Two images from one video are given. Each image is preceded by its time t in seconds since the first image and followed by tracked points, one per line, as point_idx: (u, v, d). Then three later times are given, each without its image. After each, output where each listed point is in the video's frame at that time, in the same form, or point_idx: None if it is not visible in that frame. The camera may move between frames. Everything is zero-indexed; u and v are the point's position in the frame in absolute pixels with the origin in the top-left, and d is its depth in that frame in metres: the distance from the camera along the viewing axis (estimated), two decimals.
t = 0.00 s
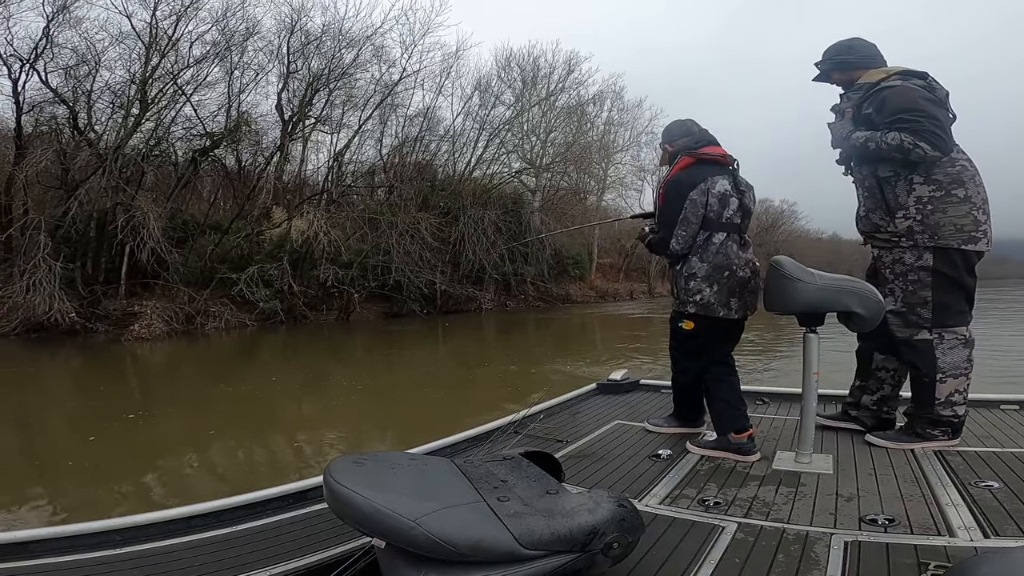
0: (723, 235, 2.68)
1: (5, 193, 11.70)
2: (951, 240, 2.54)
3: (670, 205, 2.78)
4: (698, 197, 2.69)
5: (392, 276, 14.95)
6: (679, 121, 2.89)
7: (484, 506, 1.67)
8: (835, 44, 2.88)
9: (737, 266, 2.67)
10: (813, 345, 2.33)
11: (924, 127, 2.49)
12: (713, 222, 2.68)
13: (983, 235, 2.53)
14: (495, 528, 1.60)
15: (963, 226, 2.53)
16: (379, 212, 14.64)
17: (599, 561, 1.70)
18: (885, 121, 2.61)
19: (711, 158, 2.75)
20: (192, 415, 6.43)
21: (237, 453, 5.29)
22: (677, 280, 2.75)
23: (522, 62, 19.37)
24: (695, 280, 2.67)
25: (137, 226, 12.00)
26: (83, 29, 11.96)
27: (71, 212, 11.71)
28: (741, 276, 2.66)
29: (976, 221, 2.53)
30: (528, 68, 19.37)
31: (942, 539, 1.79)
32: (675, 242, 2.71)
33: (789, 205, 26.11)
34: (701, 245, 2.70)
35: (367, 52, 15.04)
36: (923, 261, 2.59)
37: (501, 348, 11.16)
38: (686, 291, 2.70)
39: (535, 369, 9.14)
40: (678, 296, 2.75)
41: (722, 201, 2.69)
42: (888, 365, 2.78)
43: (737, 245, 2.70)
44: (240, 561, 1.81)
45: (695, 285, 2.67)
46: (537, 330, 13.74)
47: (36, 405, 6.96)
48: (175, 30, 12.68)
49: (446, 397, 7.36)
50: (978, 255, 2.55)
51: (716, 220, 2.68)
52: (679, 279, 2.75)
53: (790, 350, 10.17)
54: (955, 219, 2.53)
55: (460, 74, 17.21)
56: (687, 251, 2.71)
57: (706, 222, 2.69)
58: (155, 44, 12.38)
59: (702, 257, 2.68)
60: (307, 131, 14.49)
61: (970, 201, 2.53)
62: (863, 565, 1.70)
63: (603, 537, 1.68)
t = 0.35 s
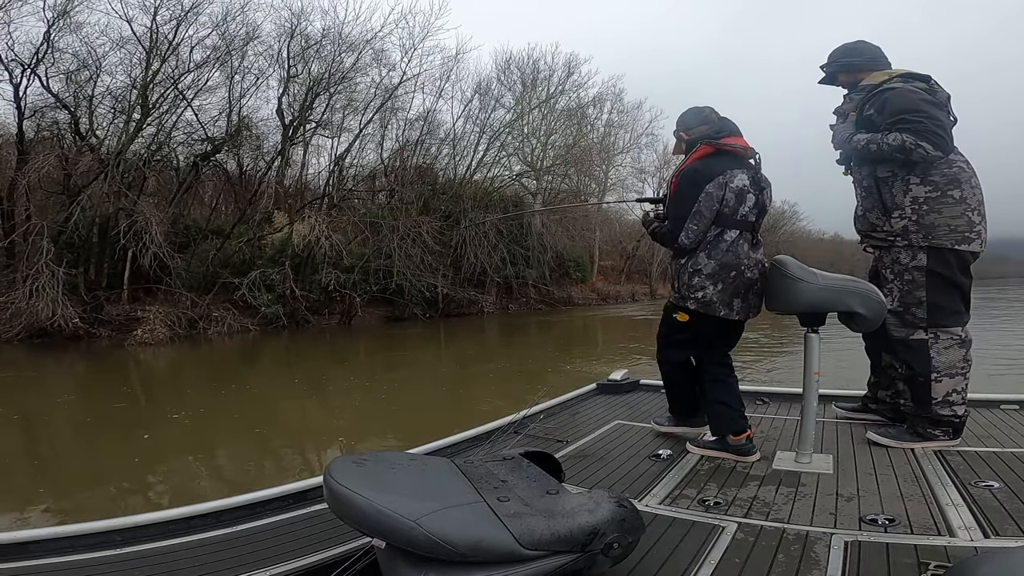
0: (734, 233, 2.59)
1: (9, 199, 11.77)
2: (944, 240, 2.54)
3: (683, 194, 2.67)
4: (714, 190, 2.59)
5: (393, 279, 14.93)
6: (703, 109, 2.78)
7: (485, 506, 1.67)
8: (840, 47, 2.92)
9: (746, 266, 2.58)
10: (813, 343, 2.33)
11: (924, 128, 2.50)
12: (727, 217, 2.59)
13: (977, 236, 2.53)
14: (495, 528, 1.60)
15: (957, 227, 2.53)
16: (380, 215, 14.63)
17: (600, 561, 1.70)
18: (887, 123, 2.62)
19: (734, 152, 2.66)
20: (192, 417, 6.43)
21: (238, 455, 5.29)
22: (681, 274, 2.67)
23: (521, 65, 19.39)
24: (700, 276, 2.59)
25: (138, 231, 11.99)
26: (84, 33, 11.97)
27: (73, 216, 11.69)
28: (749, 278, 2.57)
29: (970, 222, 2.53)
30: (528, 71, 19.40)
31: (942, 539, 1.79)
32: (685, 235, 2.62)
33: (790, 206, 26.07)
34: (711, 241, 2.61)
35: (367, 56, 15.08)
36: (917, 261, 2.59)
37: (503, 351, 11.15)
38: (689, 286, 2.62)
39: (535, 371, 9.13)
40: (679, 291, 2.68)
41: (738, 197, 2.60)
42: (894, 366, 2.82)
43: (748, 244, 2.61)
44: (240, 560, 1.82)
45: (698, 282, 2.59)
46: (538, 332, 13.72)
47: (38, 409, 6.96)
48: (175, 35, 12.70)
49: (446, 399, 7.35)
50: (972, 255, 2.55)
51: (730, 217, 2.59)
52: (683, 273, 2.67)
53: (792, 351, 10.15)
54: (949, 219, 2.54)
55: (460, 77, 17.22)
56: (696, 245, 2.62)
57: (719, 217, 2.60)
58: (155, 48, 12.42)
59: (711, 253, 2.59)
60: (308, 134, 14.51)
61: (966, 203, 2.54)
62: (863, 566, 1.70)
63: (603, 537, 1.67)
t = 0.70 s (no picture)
0: (743, 224, 2.53)
1: (8, 199, 11.77)
2: (901, 242, 2.65)
3: (691, 182, 2.58)
4: (725, 179, 2.51)
5: (393, 279, 14.94)
6: (714, 96, 2.68)
7: (484, 506, 1.67)
8: (833, 61, 3.01)
9: (752, 259, 2.53)
10: (815, 346, 2.34)
11: (884, 135, 2.59)
12: (735, 208, 2.53)
13: (935, 241, 2.62)
14: (495, 528, 1.60)
15: (914, 231, 2.63)
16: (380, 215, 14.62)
17: (600, 561, 1.70)
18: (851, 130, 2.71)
19: (746, 142, 2.57)
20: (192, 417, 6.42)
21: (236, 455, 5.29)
22: (684, 264, 2.59)
23: (521, 65, 19.39)
24: (706, 267, 2.51)
25: (138, 230, 11.96)
26: (84, 33, 11.97)
27: (72, 215, 11.68)
28: (754, 271, 2.52)
29: (928, 227, 2.63)
30: (527, 71, 19.41)
31: (942, 539, 1.79)
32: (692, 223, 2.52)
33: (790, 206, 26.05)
34: (719, 231, 2.53)
35: (367, 55, 15.07)
36: (880, 261, 2.69)
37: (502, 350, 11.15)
38: (693, 277, 2.54)
39: (535, 370, 9.14)
40: (682, 283, 2.60)
41: (748, 188, 2.53)
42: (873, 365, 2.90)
43: (755, 237, 2.56)
44: (240, 561, 1.81)
45: (704, 273, 2.52)
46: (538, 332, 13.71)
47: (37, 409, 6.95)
48: (175, 34, 12.69)
49: (446, 399, 7.36)
50: (929, 258, 2.63)
51: (739, 208, 2.53)
52: (687, 263, 2.58)
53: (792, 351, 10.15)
54: (906, 223, 2.65)
55: (460, 77, 17.21)
56: (703, 235, 2.53)
57: (727, 207, 2.53)
58: (155, 48, 12.41)
59: (717, 244, 2.52)
60: (308, 134, 14.48)
61: (923, 209, 2.64)
62: (863, 565, 1.70)
63: (603, 537, 1.67)
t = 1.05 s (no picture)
0: (743, 212, 2.27)
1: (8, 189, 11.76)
2: (861, 245, 2.91)
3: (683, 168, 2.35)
4: (718, 161, 2.26)
5: (392, 273, 14.94)
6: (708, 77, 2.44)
7: (484, 505, 1.67)
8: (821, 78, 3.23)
9: (759, 252, 2.26)
10: (814, 344, 2.35)
11: (852, 143, 2.77)
12: (734, 193, 2.27)
13: (894, 245, 2.87)
14: (495, 528, 1.60)
15: (875, 234, 2.89)
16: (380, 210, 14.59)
17: (599, 561, 1.70)
18: (825, 140, 2.87)
19: (741, 122, 2.32)
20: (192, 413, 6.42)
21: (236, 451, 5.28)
22: (685, 260, 2.35)
23: (523, 62, 19.39)
24: (706, 262, 2.26)
25: (138, 223, 11.94)
26: (85, 26, 11.96)
27: (72, 208, 11.67)
28: (761, 265, 2.26)
29: (889, 232, 2.87)
30: (529, 67, 19.40)
31: (942, 539, 1.79)
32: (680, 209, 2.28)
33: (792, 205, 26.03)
34: (717, 220, 2.29)
35: (369, 50, 15.05)
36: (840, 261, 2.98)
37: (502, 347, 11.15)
38: (695, 274, 2.29)
39: (535, 367, 9.15)
40: (684, 282, 2.34)
41: (747, 170, 2.27)
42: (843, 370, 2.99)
43: (759, 226, 2.30)
44: (238, 561, 1.81)
45: (705, 269, 2.26)
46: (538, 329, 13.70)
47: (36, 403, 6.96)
48: (177, 28, 12.68)
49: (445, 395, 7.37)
50: (888, 260, 2.88)
51: (738, 193, 2.27)
52: (688, 259, 2.34)
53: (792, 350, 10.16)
54: (869, 227, 2.90)
55: (462, 73, 17.19)
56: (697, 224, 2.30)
57: (723, 193, 2.28)
58: (157, 41, 12.38)
59: (717, 235, 2.28)
60: (309, 129, 14.52)
61: (886, 214, 2.88)
62: (863, 565, 1.70)
63: (602, 537, 1.67)
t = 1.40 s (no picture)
0: (740, 204, 2.25)
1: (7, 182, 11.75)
2: (865, 243, 2.91)
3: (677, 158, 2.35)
4: (711, 150, 2.26)
5: (392, 269, 14.95)
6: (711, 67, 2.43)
7: (484, 506, 1.67)
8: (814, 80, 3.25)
9: (759, 248, 2.23)
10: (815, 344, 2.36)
11: (852, 142, 2.77)
12: (729, 183, 2.25)
13: (898, 243, 2.87)
14: (494, 527, 1.60)
15: (879, 233, 2.88)
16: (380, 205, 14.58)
17: (599, 561, 1.70)
18: (825, 140, 2.89)
19: (739, 109, 2.30)
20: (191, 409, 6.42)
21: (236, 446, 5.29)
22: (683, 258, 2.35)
23: (524, 59, 19.40)
24: (703, 259, 2.26)
25: (138, 217, 11.93)
26: (87, 20, 11.95)
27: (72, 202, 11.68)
28: (761, 262, 2.22)
29: (892, 230, 2.87)
30: (530, 64, 19.41)
31: (942, 539, 1.79)
32: (671, 199, 2.26)
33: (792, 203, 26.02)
34: (714, 214, 2.28)
35: (370, 46, 15.05)
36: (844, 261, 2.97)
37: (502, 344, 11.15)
38: (692, 272, 2.28)
39: (534, 364, 9.15)
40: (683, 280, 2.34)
41: (744, 159, 2.25)
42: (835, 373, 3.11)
43: (760, 221, 2.26)
44: (237, 561, 1.81)
45: (702, 267, 2.26)
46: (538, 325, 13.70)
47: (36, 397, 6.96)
48: (179, 22, 12.67)
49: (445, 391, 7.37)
50: (892, 258, 2.88)
51: (733, 184, 2.25)
52: (686, 256, 2.34)
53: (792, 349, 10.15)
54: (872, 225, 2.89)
55: (463, 69, 17.19)
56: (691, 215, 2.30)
57: (718, 183, 2.27)
58: (158, 36, 12.38)
59: (713, 228, 2.26)
60: (309, 125, 14.55)
61: (888, 213, 2.88)
62: (862, 565, 1.70)
63: (602, 537, 1.67)
